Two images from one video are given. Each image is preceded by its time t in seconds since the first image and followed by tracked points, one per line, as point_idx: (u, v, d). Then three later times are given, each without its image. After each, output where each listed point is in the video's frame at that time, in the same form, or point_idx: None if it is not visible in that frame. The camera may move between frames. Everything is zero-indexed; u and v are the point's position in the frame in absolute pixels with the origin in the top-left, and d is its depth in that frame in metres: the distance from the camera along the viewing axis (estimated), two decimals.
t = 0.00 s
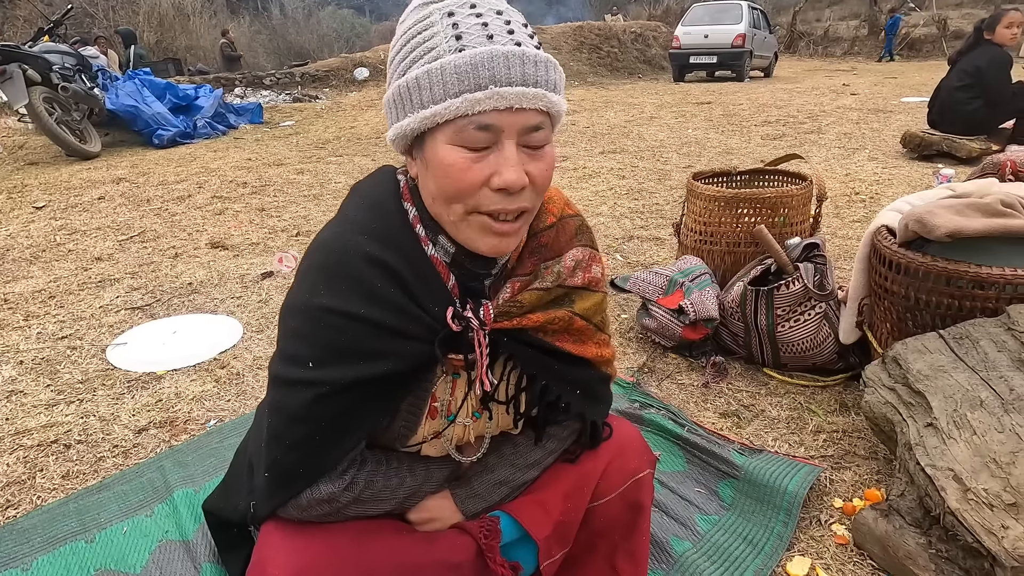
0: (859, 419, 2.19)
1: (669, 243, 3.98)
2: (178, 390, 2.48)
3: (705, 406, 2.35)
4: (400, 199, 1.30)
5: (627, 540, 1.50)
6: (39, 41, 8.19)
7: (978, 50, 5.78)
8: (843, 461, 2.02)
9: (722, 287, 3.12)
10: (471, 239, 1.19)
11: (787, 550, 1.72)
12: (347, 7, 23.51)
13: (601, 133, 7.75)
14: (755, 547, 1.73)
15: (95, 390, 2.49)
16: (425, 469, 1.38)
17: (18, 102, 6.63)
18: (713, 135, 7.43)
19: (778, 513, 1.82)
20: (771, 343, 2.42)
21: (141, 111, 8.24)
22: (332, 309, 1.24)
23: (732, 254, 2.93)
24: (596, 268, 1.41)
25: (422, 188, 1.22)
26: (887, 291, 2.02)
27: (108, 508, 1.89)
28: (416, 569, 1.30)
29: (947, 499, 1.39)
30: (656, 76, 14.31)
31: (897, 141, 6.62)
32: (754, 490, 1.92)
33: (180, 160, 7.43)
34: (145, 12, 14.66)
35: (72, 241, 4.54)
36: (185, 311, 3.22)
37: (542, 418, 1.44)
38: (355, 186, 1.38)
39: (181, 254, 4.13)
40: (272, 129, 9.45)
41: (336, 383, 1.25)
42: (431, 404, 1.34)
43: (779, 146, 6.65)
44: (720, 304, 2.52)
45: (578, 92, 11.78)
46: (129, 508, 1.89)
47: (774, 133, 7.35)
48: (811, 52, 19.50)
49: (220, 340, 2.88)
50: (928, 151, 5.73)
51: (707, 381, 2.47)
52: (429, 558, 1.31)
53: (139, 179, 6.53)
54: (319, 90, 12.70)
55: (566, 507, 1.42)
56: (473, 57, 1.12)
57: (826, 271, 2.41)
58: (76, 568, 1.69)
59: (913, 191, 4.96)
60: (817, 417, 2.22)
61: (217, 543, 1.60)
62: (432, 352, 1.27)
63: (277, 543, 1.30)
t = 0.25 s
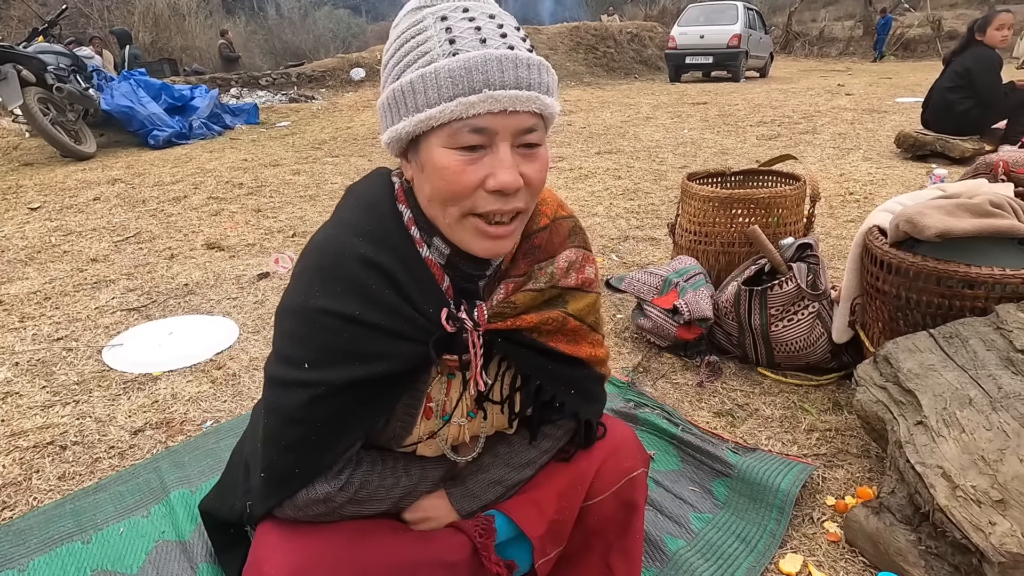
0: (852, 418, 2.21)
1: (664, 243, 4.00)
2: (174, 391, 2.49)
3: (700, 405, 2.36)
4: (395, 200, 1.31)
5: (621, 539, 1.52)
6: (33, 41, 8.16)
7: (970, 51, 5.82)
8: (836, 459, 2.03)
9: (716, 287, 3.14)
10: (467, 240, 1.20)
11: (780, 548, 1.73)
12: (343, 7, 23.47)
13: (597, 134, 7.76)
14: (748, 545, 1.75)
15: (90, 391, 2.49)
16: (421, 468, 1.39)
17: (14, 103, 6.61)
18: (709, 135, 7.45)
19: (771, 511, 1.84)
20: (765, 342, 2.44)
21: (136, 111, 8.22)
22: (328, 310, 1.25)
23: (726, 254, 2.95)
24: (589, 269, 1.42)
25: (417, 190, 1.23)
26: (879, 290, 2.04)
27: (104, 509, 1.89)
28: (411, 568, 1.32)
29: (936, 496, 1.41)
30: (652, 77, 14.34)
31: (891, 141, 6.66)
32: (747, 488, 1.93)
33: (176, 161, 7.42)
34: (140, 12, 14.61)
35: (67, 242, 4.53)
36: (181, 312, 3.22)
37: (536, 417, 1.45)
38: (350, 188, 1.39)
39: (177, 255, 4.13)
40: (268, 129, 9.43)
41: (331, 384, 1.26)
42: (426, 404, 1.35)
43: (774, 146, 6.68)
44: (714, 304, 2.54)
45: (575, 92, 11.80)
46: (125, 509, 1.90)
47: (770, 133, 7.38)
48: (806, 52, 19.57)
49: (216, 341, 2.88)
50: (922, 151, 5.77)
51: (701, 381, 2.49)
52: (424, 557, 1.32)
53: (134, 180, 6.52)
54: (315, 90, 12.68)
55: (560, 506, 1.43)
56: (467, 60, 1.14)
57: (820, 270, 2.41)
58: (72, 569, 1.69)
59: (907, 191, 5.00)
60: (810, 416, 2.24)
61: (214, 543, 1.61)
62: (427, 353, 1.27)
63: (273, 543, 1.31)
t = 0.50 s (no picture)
0: (845, 417, 2.24)
1: (660, 245, 4.03)
2: (172, 393, 2.50)
3: (695, 405, 2.39)
4: (394, 205, 1.33)
5: (617, 538, 1.54)
6: (27, 43, 8.14)
7: (961, 54, 5.89)
8: (829, 458, 2.06)
9: (711, 288, 3.17)
10: (467, 245, 1.22)
11: (774, 546, 1.75)
12: (339, 9, 23.47)
13: (593, 135, 7.80)
14: (743, 543, 1.77)
15: (88, 394, 2.50)
16: (419, 468, 1.41)
17: (9, 105, 6.59)
18: (704, 137, 7.50)
19: (765, 510, 1.87)
20: (759, 343, 2.46)
21: (132, 113, 8.21)
22: (328, 313, 1.27)
23: (721, 255, 2.98)
24: (585, 271, 1.44)
25: (418, 196, 1.25)
26: (871, 291, 2.07)
27: (103, 511, 1.90)
28: (410, 567, 1.33)
29: (926, 494, 1.44)
30: (647, 78, 14.40)
31: (884, 143, 6.71)
32: (742, 487, 1.96)
33: (172, 163, 7.41)
34: (135, 13, 14.59)
35: (64, 245, 4.52)
36: (178, 315, 3.23)
37: (534, 417, 1.47)
38: (350, 192, 1.41)
39: (174, 258, 4.13)
40: (264, 131, 9.43)
41: (331, 386, 1.28)
42: (425, 405, 1.37)
43: (769, 148, 6.73)
44: (709, 305, 2.56)
45: (571, 94, 11.84)
46: (124, 511, 1.91)
47: (764, 135, 7.43)
48: (801, 54, 19.69)
49: (214, 344, 2.89)
50: (915, 152, 5.82)
51: (697, 382, 2.51)
52: (423, 556, 1.34)
53: (130, 182, 6.51)
54: (311, 92, 12.69)
55: (557, 506, 1.45)
56: (466, 69, 1.15)
57: (813, 271, 2.45)
58: (71, 571, 1.70)
59: (900, 192, 5.05)
60: (804, 416, 2.27)
61: (214, 544, 1.63)
62: (426, 355, 1.29)
63: (274, 543, 1.32)
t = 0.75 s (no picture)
0: (838, 417, 2.26)
1: (655, 247, 4.05)
2: (169, 396, 2.50)
3: (690, 406, 2.40)
4: (390, 207, 1.34)
5: (612, 537, 1.55)
6: (22, 45, 8.12)
7: (953, 58, 5.95)
8: (822, 458, 2.08)
9: (706, 290, 3.19)
10: (462, 248, 1.24)
11: (767, 545, 1.77)
12: (335, 11, 23.48)
13: (589, 138, 7.83)
14: (736, 542, 1.79)
15: (85, 396, 2.50)
16: (416, 469, 1.42)
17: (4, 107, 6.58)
18: (699, 139, 7.53)
19: (759, 509, 1.88)
20: (753, 344, 2.48)
21: (128, 116, 8.20)
22: (325, 314, 1.28)
23: (716, 257, 3.00)
24: (579, 273, 1.46)
25: (413, 199, 1.26)
26: (862, 293, 2.10)
27: (100, 513, 1.91)
28: (406, 567, 1.35)
29: (916, 492, 1.46)
30: (643, 81, 14.45)
31: (878, 145, 6.76)
32: (735, 487, 1.97)
33: (167, 166, 7.40)
34: (131, 15, 14.59)
35: (60, 248, 4.52)
36: (175, 318, 3.23)
37: (529, 418, 1.48)
38: (346, 194, 1.42)
39: (170, 261, 4.14)
40: (260, 134, 9.43)
41: (328, 387, 1.29)
42: (421, 406, 1.38)
43: (764, 151, 6.76)
44: (704, 306, 2.58)
45: (567, 96, 11.87)
46: (120, 513, 1.91)
47: (759, 137, 7.47)
48: (796, 57, 19.79)
49: (210, 346, 2.90)
50: (908, 155, 5.86)
51: (692, 383, 2.53)
52: (419, 555, 1.35)
53: (126, 185, 6.50)
54: (308, 95, 12.70)
55: (552, 505, 1.46)
56: (461, 74, 1.17)
57: (806, 273, 2.45)
58: (68, 573, 1.70)
59: (893, 194, 5.08)
60: (797, 416, 2.29)
61: (211, 545, 1.63)
62: (422, 355, 1.30)
63: (271, 543, 1.33)
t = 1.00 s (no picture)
0: (836, 421, 2.28)
1: (655, 252, 4.07)
2: (171, 400, 2.52)
3: (689, 410, 2.42)
4: (393, 215, 1.36)
5: (613, 540, 1.57)
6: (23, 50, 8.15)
7: (949, 63, 6.01)
8: (821, 461, 2.10)
9: (705, 294, 3.21)
10: (464, 255, 1.26)
11: (766, 548, 1.79)
12: (335, 16, 23.56)
13: (588, 143, 7.87)
14: (736, 545, 1.80)
15: (88, 400, 2.51)
16: (418, 472, 1.44)
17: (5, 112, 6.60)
18: (698, 144, 7.57)
19: (758, 512, 1.90)
20: (752, 348, 2.50)
21: (129, 120, 8.23)
22: (329, 321, 1.29)
23: (714, 262, 3.02)
24: (580, 279, 1.48)
25: (416, 208, 1.28)
26: (860, 297, 2.12)
27: (104, 517, 1.92)
28: (409, 569, 1.36)
29: (913, 495, 1.48)
30: (642, 86, 14.51)
31: (875, 150, 6.80)
32: (735, 490, 1.99)
33: (168, 170, 7.43)
34: (132, 20, 14.65)
35: (61, 252, 4.53)
36: (176, 322, 3.25)
37: (530, 422, 1.50)
38: (349, 202, 1.44)
39: (172, 265, 4.15)
40: (261, 138, 9.46)
41: (332, 393, 1.31)
42: (424, 411, 1.39)
43: (762, 156, 6.80)
44: (703, 311, 2.60)
45: (566, 101, 11.92)
46: (124, 516, 1.92)
47: (757, 142, 7.51)
48: (793, 62, 19.89)
49: (212, 350, 2.91)
50: (906, 160, 5.90)
51: (691, 387, 2.54)
52: (422, 558, 1.37)
53: (127, 189, 6.52)
54: (307, 99, 12.74)
55: (553, 508, 1.48)
56: (461, 85, 1.19)
57: (804, 277, 2.47)
58: None
59: (891, 199, 5.11)
60: (796, 420, 2.31)
61: (215, 548, 1.65)
62: (425, 361, 1.32)
63: (276, 546, 1.34)
